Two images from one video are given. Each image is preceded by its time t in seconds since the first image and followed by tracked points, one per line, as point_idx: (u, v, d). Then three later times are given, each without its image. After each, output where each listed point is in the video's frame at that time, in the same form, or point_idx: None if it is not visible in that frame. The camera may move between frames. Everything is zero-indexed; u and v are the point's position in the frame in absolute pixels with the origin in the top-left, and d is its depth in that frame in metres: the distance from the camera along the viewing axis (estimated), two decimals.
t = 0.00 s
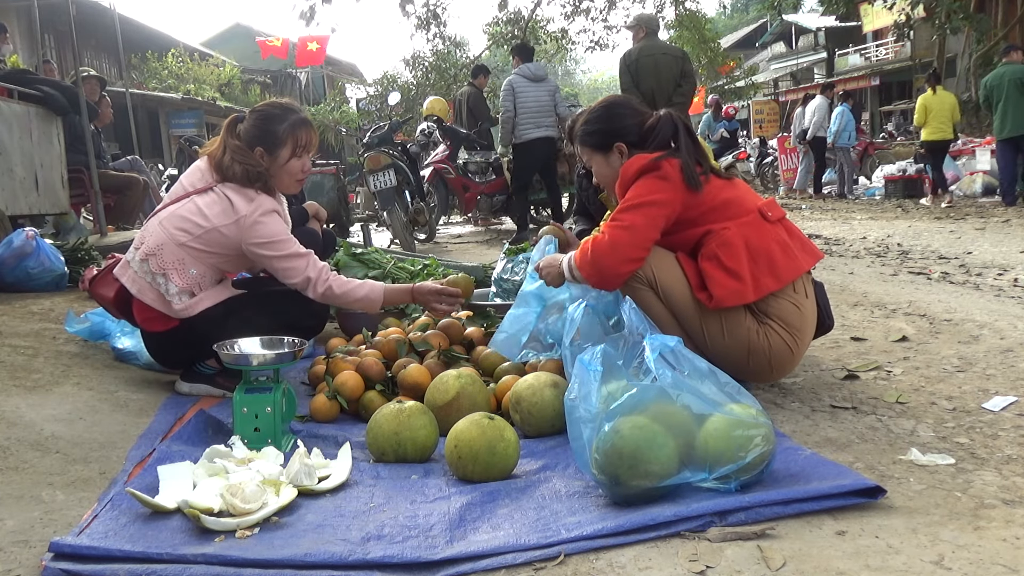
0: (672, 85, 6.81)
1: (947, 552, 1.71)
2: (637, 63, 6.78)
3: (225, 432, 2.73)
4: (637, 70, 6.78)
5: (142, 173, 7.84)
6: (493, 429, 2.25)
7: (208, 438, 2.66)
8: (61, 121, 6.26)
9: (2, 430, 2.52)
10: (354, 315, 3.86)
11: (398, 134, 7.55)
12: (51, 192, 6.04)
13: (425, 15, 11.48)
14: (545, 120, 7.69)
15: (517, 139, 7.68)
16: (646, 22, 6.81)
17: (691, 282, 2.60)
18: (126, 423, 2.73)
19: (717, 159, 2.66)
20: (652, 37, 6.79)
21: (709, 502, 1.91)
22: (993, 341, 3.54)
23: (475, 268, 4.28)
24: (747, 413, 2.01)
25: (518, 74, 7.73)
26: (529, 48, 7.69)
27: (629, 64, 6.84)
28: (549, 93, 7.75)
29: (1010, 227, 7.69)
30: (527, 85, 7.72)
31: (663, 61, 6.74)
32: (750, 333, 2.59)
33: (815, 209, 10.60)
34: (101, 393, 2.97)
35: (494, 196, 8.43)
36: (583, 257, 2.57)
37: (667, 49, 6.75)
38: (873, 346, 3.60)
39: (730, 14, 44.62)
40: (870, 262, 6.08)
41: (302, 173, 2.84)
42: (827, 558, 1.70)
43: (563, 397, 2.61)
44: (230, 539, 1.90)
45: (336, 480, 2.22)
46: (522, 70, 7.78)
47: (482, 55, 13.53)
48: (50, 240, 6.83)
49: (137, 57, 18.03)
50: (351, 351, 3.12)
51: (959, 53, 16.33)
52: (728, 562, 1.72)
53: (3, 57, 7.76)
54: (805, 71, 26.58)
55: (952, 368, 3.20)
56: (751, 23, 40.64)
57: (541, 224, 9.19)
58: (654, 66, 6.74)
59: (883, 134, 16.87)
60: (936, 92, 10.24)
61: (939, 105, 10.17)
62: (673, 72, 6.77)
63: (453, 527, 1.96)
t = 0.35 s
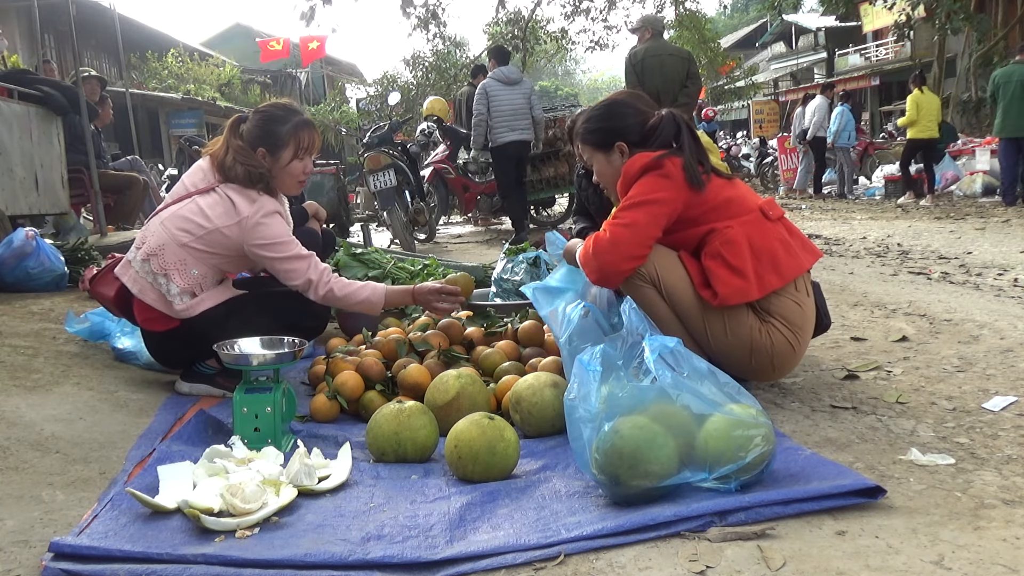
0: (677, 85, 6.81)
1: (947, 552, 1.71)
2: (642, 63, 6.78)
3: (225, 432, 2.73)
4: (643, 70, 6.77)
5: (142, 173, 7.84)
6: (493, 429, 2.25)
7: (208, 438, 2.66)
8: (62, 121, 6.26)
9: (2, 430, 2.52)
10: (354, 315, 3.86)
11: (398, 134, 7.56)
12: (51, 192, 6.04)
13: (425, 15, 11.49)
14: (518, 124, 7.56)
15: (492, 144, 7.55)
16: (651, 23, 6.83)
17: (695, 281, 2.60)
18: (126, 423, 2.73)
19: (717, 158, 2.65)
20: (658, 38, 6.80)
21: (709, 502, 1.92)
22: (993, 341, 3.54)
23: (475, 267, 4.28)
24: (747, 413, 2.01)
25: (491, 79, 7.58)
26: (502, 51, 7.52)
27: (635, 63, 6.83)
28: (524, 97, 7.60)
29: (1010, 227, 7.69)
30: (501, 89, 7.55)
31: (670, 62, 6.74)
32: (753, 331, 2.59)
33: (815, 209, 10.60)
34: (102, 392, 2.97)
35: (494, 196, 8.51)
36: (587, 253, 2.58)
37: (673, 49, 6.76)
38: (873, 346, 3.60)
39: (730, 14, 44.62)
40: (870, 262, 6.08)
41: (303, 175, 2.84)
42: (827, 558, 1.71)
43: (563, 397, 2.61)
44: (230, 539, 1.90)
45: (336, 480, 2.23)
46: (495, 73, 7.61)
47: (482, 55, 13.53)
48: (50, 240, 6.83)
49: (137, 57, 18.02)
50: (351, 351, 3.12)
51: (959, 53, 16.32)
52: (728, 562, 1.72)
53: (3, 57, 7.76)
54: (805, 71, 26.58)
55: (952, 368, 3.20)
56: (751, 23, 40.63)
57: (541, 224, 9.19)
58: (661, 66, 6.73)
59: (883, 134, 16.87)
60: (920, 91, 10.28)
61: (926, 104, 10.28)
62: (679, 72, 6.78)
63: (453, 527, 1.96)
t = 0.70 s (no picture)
0: (671, 87, 6.82)
1: (947, 552, 1.71)
2: (635, 66, 6.78)
3: (225, 432, 2.73)
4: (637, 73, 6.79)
5: (142, 173, 7.84)
6: (493, 429, 2.25)
7: (208, 438, 2.66)
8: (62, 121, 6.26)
9: (2, 430, 2.52)
10: (354, 315, 3.87)
11: (398, 134, 7.57)
12: (51, 192, 6.04)
13: (425, 16, 11.49)
14: (492, 127, 7.67)
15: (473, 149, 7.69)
16: (643, 26, 6.80)
17: (691, 281, 2.60)
18: (126, 423, 2.73)
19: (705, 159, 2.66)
20: (651, 41, 6.78)
21: (709, 502, 1.91)
22: (993, 341, 3.54)
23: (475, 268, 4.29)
24: (747, 413, 2.01)
25: (470, 87, 7.76)
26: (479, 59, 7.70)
27: (627, 67, 6.83)
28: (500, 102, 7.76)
29: (1010, 227, 7.69)
30: (478, 97, 7.70)
31: (664, 64, 6.75)
32: (752, 330, 2.59)
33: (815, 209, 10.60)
34: (102, 393, 2.97)
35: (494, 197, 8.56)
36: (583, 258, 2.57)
37: (665, 51, 6.76)
38: (873, 346, 3.60)
39: (730, 13, 44.61)
40: (870, 262, 6.08)
41: (305, 175, 2.83)
42: (827, 558, 1.70)
43: (563, 397, 2.61)
44: (230, 539, 1.90)
45: (336, 480, 2.23)
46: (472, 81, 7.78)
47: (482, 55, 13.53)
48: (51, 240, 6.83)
49: (137, 57, 18.05)
50: (351, 351, 3.12)
51: (959, 53, 16.33)
52: (728, 562, 1.72)
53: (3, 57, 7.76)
54: (805, 71, 26.57)
55: (952, 368, 3.20)
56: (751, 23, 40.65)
57: (541, 224, 9.20)
58: (654, 70, 6.74)
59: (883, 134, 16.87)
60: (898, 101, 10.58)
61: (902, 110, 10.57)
62: (672, 75, 6.78)
63: (453, 527, 1.96)
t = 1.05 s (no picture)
0: (659, 86, 6.79)
1: (947, 552, 1.71)
2: (622, 70, 6.81)
3: (225, 432, 2.73)
4: (625, 75, 6.80)
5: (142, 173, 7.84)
6: (493, 429, 2.25)
7: (208, 438, 2.66)
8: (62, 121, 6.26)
9: (1, 430, 2.52)
10: (354, 315, 3.87)
11: (398, 134, 7.57)
12: (51, 192, 6.04)
13: (425, 15, 11.48)
14: (460, 125, 7.82)
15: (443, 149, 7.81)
16: (626, 31, 6.89)
17: (693, 279, 2.59)
18: (126, 423, 2.73)
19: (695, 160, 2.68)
20: (636, 44, 6.82)
21: (709, 501, 1.91)
22: (993, 341, 3.54)
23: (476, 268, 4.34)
24: (747, 413, 2.01)
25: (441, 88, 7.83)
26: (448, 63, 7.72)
27: (615, 71, 6.85)
28: (470, 105, 7.84)
29: (1010, 227, 7.69)
30: (449, 98, 7.80)
31: (649, 64, 6.75)
32: (755, 325, 2.59)
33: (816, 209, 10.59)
34: (101, 393, 2.97)
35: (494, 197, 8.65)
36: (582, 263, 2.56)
37: (651, 52, 6.77)
38: (873, 346, 3.60)
39: (730, 14, 44.59)
40: (870, 262, 6.08)
41: (305, 174, 2.84)
42: (827, 558, 1.71)
43: (563, 397, 2.61)
44: (230, 539, 1.90)
45: (336, 480, 2.22)
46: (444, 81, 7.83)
47: (482, 55, 13.53)
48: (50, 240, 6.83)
49: (137, 57, 18.05)
50: (351, 351, 3.12)
51: (958, 53, 16.33)
52: (728, 562, 1.72)
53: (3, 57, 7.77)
54: (805, 71, 26.58)
55: (952, 368, 3.19)
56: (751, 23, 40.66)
57: (541, 224, 9.20)
58: (641, 71, 6.75)
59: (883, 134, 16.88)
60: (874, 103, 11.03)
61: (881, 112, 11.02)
62: (659, 75, 6.76)
63: (453, 527, 1.96)
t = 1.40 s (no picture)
0: (653, 84, 6.79)
1: (947, 552, 1.71)
2: (618, 71, 6.83)
3: (225, 432, 2.73)
4: (621, 75, 6.84)
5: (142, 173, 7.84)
6: (493, 429, 2.25)
7: (208, 438, 2.66)
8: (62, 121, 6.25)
9: (1, 430, 2.52)
10: (354, 315, 3.88)
11: (398, 134, 7.58)
12: (51, 192, 6.03)
13: (425, 15, 11.48)
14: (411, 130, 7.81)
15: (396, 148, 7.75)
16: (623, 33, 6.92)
17: (693, 278, 2.59)
18: (126, 423, 2.73)
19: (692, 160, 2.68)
20: (632, 45, 6.83)
21: (709, 502, 1.92)
22: (993, 341, 3.54)
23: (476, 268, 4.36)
24: (747, 413, 2.01)
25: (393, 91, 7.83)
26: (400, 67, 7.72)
27: (611, 72, 6.89)
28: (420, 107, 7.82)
29: (1010, 227, 7.68)
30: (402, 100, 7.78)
31: (644, 64, 6.75)
32: (755, 324, 2.59)
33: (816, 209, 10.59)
34: (102, 393, 2.97)
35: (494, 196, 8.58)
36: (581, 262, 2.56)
37: (645, 51, 6.77)
38: (873, 346, 3.60)
39: (730, 14, 44.59)
40: (870, 262, 6.08)
41: (304, 175, 2.84)
42: (827, 558, 1.71)
43: (563, 397, 2.61)
44: (230, 539, 1.90)
45: (336, 480, 2.23)
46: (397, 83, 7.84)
47: (482, 55, 13.54)
48: (50, 239, 6.83)
49: (136, 57, 18.06)
50: (351, 351, 3.12)
51: (959, 53, 16.33)
52: (728, 562, 1.72)
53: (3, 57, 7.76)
54: (805, 71, 26.58)
55: (952, 368, 3.19)
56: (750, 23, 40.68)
57: (541, 224, 9.21)
58: (636, 71, 6.77)
59: (883, 134, 16.88)
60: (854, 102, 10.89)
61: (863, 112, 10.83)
62: (653, 74, 6.75)
63: (453, 527, 1.96)
